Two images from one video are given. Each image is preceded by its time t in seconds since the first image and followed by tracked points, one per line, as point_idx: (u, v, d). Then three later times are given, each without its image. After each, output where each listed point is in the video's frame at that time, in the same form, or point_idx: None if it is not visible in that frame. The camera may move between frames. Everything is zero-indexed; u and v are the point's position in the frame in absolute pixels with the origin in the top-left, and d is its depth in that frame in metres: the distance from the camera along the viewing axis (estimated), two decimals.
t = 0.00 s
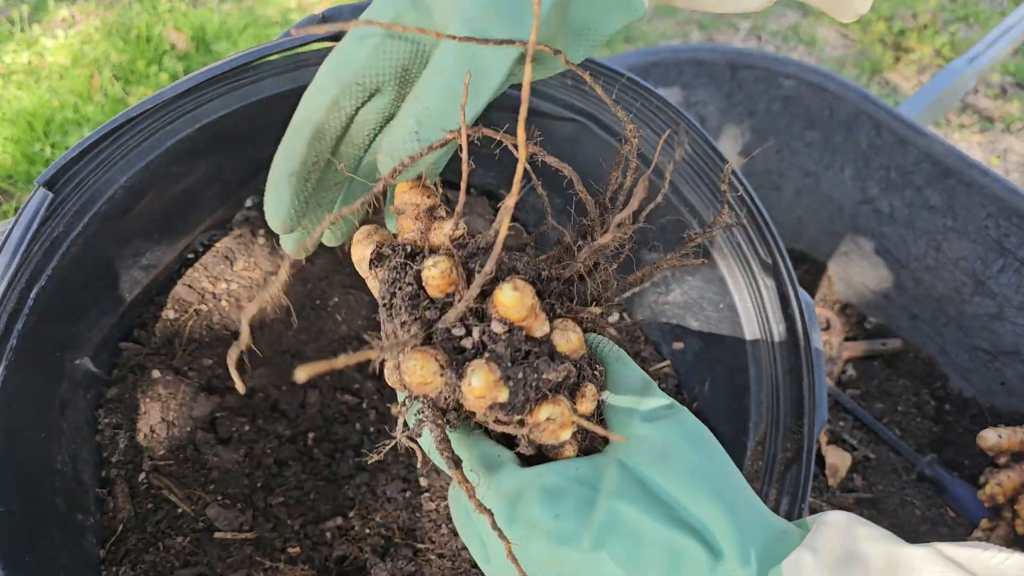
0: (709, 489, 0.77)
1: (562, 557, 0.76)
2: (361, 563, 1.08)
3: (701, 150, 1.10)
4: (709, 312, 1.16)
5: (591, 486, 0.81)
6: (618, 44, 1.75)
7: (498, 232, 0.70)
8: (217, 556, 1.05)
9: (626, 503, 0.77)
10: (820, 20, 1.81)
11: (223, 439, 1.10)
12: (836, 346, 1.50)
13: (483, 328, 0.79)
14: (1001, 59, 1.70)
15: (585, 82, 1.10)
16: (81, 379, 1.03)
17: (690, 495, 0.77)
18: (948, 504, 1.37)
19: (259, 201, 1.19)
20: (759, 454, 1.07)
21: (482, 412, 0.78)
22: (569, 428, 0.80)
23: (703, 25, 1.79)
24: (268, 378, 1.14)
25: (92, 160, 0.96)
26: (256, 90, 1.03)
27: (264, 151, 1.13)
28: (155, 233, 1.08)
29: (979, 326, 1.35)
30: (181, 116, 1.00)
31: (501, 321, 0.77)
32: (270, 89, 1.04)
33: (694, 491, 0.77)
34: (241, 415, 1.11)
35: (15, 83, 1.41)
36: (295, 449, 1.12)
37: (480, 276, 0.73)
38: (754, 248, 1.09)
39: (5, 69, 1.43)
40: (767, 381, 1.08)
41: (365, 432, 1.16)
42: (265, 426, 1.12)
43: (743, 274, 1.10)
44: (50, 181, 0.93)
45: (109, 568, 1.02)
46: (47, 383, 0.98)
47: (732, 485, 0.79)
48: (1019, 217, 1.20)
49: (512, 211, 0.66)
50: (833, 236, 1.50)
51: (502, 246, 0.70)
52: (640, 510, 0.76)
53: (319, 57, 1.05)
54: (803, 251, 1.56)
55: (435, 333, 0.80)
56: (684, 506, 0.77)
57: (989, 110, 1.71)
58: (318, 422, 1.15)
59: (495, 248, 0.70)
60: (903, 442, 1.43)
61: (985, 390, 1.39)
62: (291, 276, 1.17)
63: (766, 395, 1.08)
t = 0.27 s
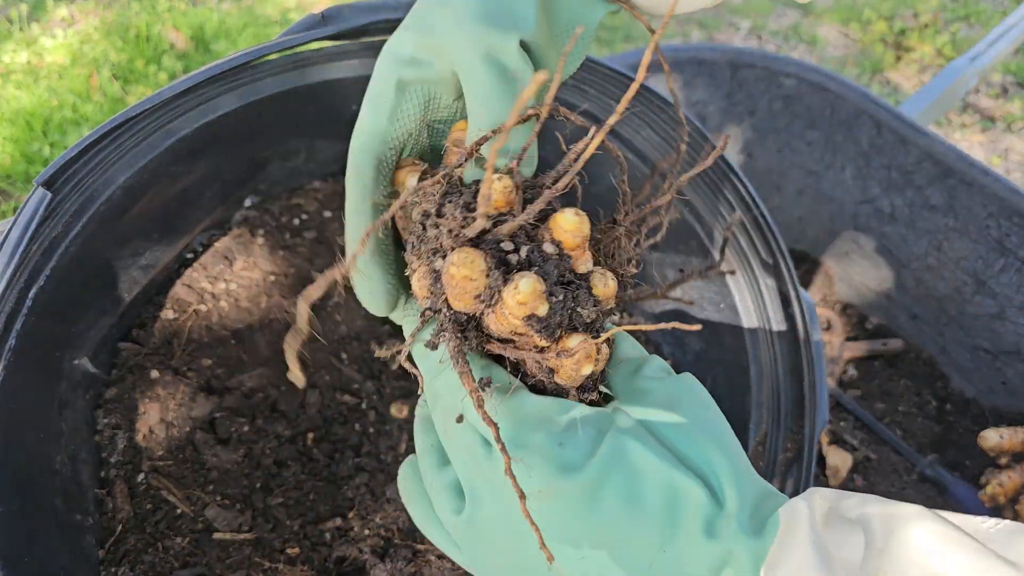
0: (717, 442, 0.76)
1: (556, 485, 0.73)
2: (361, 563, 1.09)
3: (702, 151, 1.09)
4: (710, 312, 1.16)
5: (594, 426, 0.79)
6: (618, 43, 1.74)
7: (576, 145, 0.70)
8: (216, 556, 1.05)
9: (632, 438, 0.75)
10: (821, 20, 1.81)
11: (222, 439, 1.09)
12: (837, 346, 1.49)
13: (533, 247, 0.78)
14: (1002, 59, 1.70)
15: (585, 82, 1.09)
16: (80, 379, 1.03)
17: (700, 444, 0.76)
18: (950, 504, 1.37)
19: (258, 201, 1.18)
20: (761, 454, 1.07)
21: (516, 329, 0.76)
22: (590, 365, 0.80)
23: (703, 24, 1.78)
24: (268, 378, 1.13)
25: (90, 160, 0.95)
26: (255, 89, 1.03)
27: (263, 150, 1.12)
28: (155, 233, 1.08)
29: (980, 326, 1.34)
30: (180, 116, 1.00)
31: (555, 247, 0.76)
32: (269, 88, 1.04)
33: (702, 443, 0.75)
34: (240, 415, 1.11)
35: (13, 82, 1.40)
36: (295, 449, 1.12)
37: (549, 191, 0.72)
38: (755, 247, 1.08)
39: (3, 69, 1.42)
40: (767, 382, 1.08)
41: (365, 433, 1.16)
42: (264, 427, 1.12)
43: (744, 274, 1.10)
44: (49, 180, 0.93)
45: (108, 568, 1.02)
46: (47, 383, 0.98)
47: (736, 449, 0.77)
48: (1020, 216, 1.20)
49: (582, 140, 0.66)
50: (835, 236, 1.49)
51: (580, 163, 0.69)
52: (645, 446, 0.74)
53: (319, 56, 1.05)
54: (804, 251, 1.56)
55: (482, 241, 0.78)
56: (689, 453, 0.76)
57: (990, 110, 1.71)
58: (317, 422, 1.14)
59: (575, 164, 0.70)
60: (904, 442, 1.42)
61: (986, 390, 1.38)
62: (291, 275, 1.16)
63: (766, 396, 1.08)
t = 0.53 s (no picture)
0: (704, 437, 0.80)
1: (555, 461, 0.75)
2: (361, 562, 1.09)
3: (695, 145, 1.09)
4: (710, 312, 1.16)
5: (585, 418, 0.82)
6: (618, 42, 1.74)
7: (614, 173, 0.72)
8: (216, 556, 1.05)
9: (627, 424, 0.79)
10: (822, 19, 1.80)
11: (222, 439, 1.09)
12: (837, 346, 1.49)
13: (550, 252, 0.80)
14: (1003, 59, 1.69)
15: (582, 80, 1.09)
16: (79, 380, 1.03)
17: (686, 438, 0.80)
18: (950, 505, 1.37)
19: (258, 201, 1.17)
20: (761, 454, 1.07)
21: (515, 324, 0.78)
22: (570, 377, 0.83)
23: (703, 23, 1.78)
24: (267, 378, 1.13)
25: (89, 160, 0.95)
26: (255, 89, 1.03)
27: (262, 150, 1.12)
28: (154, 233, 1.08)
29: (981, 327, 1.34)
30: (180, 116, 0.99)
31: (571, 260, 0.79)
32: (268, 88, 1.04)
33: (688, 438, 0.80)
34: (240, 415, 1.10)
35: (13, 82, 1.40)
36: (295, 449, 1.11)
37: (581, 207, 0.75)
38: (755, 247, 1.08)
39: (3, 69, 1.42)
40: (768, 382, 1.08)
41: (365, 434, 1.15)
42: (264, 427, 1.11)
43: (744, 274, 1.10)
44: (48, 181, 0.93)
45: (108, 568, 1.02)
46: (46, 383, 0.98)
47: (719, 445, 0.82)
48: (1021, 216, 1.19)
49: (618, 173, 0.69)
50: (835, 236, 1.49)
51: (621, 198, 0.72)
52: (647, 433, 0.78)
53: (318, 56, 1.05)
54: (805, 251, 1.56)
55: (504, 234, 0.81)
56: (682, 444, 0.80)
57: (991, 110, 1.71)
58: (317, 423, 1.14)
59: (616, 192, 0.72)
60: (905, 442, 1.42)
61: (987, 390, 1.38)
62: (290, 275, 1.16)
63: (767, 394, 1.08)
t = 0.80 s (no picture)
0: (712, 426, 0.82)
1: (566, 449, 0.75)
2: (361, 562, 1.09)
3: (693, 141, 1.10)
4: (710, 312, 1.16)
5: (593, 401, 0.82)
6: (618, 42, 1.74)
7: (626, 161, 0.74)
8: (216, 556, 1.05)
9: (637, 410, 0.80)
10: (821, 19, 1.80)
11: (222, 440, 1.09)
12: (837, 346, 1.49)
13: (562, 238, 0.80)
14: (1002, 59, 1.70)
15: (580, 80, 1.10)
16: (79, 380, 1.02)
17: (696, 426, 0.81)
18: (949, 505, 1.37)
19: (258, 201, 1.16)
20: (761, 454, 1.07)
21: (527, 307, 0.79)
22: (581, 361, 0.84)
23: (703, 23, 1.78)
24: (267, 378, 1.13)
25: (89, 160, 0.95)
26: (254, 90, 1.03)
27: (262, 150, 1.12)
28: (154, 234, 1.08)
29: (981, 327, 1.34)
30: (180, 116, 1.00)
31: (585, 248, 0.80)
32: (268, 89, 1.04)
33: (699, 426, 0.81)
34: (240, 415, 1.10)
35: (13, 82, 1.40)
36: (295, 450, 1.11)
37: (595, 193, 0.76)
38: (755, 248, 1.08)
39: (3, 69, 1.42)
40: (767, 382, 1.08)
41: (365, 434, 1.15)
42: (264, 427, 1.11)
43: (744, 274, 1.10)
44: (48, 180, 0.93)
45: (108, 568, 1.02)
46: (46, 383, 0.98)
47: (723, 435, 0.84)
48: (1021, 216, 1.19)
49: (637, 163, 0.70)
50: (835, 236, 1.49)
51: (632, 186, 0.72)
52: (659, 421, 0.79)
53: (318, 56, 1.05)
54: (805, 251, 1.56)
55: (516, 219, 0.81)
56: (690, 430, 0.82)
57: (990, 110, 1.71)
58: (317, 423, 1.14)
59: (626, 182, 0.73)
60: (905, 442, 1.42)
61: (987, 390, 1.38)
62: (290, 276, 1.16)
63: (767, 395, 1.08)
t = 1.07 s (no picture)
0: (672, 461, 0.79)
1: (512, 486, 0.81)
2: (360, 563, 1.09)
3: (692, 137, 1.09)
4: (710, 312, 1.16)
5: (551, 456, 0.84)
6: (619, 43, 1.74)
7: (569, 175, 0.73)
8: (216, 556, 1.05)
9: (587, 447, 0.80)
10: (822, 19, 1.80)
11: (222, 439, 1.09)
12: (837, 346, 1.49)
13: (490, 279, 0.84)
14: (1002, 59, 1.70)
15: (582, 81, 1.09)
16: (79, 380, 1.03)
17: (653, 465, 0.79)
18: (950, 505, 1.37)
19: (258, 201, 1.17)
20: (761, 454, 1.07)
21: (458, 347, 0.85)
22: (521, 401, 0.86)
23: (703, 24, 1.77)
24: (266, 378, 1.13)
25: (89, 160, 0.95)
26: (254, 90, 1.03)
27: (262, 150, 1.12)
28: (154, 234, 1.08)
29: (981, 327, 1.34)
30: (180, 116, 0.99)
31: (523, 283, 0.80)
32: (268, 89, 1.04)
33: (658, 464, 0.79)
34: (240, 415, 1.10)
35: (13, 82, 1.40)
36: (295, 450, 1.11)
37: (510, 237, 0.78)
38: (755, 248, 1.08)
39: (3, 68, 1.42)
40: (768, 381, 1.08)
41: (365, 434, 1.15)
42: (264, 427, 1.11)
43: (744, 273, 1.09)
44: (48, 180, 0.92)
45: (108, 568, 1.02)
46: (46, 384, 0.98)
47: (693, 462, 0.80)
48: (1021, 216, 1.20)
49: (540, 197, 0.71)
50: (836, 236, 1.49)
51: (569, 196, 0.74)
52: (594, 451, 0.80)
53: (318, 56, 1.05)
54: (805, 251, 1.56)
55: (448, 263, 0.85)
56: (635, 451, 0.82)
57: (991, 110, 1.71)
58: (317, 423, 1.14)
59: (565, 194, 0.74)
60: (905, 442, 1.42)
61: (987, 390, 1.38)
62: (290, 276, 1.16)
63: (767, 395, 1.08)
